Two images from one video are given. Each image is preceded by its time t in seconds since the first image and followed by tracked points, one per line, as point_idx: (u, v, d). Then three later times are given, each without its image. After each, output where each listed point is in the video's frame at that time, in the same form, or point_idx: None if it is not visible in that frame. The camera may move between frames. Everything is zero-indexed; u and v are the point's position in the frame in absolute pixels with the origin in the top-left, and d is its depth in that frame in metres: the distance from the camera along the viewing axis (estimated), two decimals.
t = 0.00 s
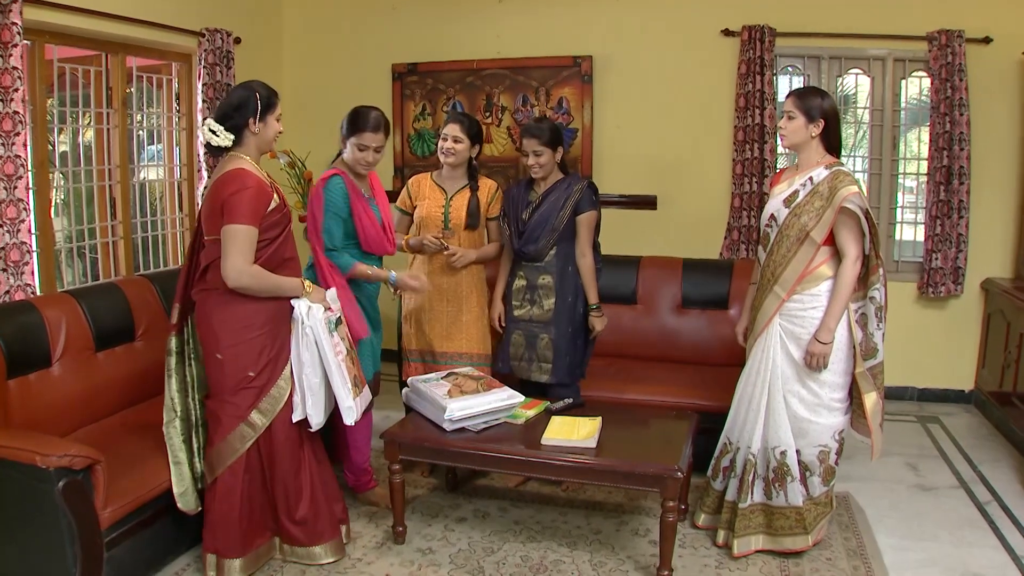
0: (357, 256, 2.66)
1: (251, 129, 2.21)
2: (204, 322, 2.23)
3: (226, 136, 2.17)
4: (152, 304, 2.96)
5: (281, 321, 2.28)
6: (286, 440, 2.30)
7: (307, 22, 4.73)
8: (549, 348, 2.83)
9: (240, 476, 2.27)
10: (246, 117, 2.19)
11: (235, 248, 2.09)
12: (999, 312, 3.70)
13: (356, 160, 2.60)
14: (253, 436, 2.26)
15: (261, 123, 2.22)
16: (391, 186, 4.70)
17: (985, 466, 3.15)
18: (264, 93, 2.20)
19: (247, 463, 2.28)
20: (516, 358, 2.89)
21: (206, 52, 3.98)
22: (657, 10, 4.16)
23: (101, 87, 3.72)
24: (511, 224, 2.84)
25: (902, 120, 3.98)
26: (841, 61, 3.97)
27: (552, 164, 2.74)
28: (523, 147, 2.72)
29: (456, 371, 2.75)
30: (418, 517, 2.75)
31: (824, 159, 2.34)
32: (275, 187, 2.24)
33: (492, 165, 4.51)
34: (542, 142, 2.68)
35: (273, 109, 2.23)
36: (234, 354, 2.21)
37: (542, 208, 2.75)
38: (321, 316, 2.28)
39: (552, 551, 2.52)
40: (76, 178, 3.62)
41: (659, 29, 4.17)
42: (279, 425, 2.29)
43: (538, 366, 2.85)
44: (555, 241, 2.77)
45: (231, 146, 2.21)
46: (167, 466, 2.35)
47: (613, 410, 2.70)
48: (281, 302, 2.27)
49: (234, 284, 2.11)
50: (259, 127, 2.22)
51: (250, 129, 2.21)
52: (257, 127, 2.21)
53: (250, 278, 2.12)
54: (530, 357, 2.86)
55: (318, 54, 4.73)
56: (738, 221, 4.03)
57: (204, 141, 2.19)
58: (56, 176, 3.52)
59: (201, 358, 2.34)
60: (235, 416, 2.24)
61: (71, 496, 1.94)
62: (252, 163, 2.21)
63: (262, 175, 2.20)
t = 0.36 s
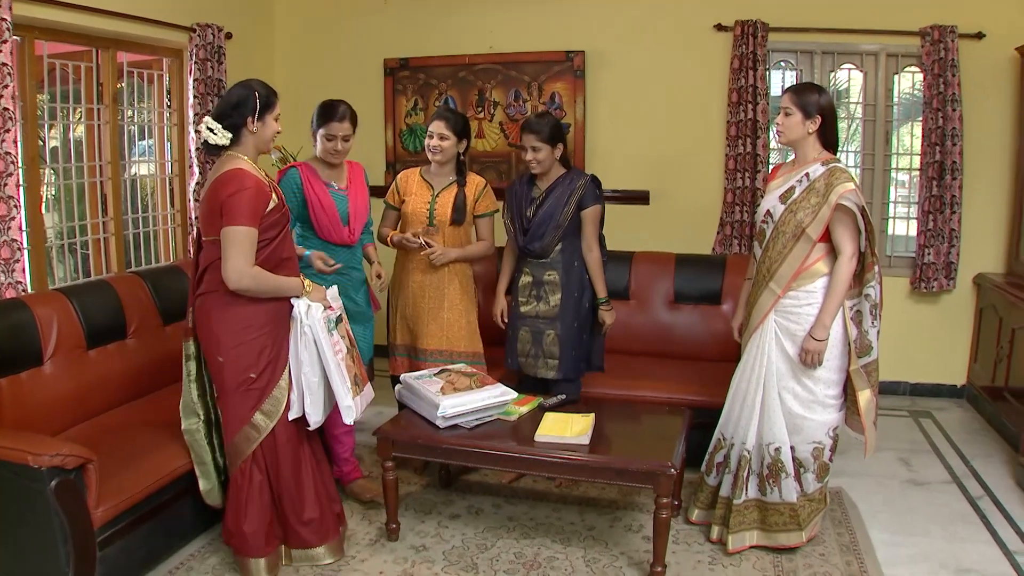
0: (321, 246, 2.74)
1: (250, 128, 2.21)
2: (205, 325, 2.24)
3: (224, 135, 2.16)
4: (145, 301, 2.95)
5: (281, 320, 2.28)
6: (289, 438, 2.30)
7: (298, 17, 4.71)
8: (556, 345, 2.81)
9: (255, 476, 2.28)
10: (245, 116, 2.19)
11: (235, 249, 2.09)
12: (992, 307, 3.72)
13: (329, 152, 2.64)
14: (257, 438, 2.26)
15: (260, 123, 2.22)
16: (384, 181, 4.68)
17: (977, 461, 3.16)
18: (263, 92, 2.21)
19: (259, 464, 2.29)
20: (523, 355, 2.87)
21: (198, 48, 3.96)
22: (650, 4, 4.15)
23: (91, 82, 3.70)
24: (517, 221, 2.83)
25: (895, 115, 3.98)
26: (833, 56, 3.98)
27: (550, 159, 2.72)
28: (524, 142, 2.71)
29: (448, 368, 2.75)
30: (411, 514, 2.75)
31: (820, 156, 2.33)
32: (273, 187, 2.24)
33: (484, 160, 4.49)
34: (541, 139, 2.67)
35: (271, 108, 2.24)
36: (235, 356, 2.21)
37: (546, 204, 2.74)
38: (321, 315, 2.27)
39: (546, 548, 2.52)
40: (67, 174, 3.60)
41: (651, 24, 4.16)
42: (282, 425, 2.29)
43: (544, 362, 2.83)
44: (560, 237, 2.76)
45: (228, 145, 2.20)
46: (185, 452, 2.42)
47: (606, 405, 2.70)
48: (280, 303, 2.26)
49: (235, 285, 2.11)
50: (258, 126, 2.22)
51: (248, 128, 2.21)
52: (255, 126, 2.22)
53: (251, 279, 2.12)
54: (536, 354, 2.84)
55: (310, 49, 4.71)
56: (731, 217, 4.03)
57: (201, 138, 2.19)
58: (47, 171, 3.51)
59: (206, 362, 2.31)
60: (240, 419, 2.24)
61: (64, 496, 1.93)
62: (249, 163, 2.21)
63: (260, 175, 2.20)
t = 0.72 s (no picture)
0: (301, 242, 2.70)
1: (251, 129, 2.22)
2: (198, 318, 2.25)
3: (225, 136, 2.18)
4: (139, 298, 2.94)
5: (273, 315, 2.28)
6: (280, 433, 2.30)
7: (292, 12, 4.69)
8: (559, 341, 2.82)
9: (248, 469, 2.29)
10: (245, 116, 2.19)
11: (225, 247, 2.10)
12: (986, 303, 3.73)
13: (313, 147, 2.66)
14: (248, 432, 2.26)
15: (259, 123, 2.23)
16: (378, 178, 4.67)
17: (971, 457, 3.17)
18: (264, 92, 2.21)
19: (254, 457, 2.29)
20: (527, 354, 2.88)
21: (191, 44, 3.94)
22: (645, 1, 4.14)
23: (85, 80, 3.68)
24: (521, 220, 2.82)
25: (889, 111, 3.99)
26: (829, 53, 3.97)
27: (553, 152, 2.69)
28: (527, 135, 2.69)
29: (443, 365, 2.75)
30: (407, 511, 2.75)
31: (817, 153, 2.33)
32: (266, 184, 2.24)
33: (478, 156, 4.48)
34: (545, 131, 2.66)
35: (271, 108, 2.25)
36: (227, 350, 2.22)
37: (550, 204, 2.72)
38: (312, 312, 2.27)
39: (542, 545, 2.52)
40: (60, 172, 3.59)
41: (646, 20, 4.16)
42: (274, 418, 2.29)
43: (549, 360, 2.85)
44: (565, 236, 2.76)
45: (228, 145, 2.21)
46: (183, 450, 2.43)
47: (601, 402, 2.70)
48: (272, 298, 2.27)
49: (224, 284, 2.12)
50: (258, 126, 2.23)
51: (249, 129, 2.22)
52: (256, 126, 2.23)
53: (241, 277, 2.13)
54: (541, 352, 2.85)
55: (304, 45, 4.69)
56: (726, 213, 4.03)
57: (200, 138, 2.19)
58: (40, 169, 3.49)
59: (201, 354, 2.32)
60: (232, 411, 2.25)
61: (58, 495, 1.92)
62: (245, 161, 2.21)
63: (253, 172, 2.20)
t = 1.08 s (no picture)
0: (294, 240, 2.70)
1: (249, 125, 2.22)
2: (186, 310, 2.28)
3: (222, 130, 2.18)
4: (135, 296, 2.94)
5: (262, 311, 2.30)
6: (265, 425, 2.34)
7: (288, 9, 4.67)
8: (558, 338, 2.82)
9: (232, 459, 2.33)
10: (243, 113, 2.20)
11: (214, 243, 2.12)
12: (983, 301, 3.73)
13: (301, 145, 2.64)
14: (231, 424, 2.30)
15: (258, 120, 2.23)
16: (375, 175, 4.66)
17: (968, 455, 3.18)
18: (263, 90, 2.21)
19: (236, 447, 2.33)
20: (525, 352, 2.88)
21: (187, 41, 3.93)
22: None
23: (80, 77, 3.67)
24: (524, 218, 2.83)
25: (887, 109, 3.99)
26: (826, 50, 3.97)
27: (557, 150, 2.69)
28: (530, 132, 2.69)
29: (440, 364, 2.75)
30: (404, 510, 2.74)
31: (815, 152, 2.33)
32: (261, 183, 2.25)
33: (475, 153, 4.47)
34: (550, 128, 2.65)
35: (271, 106, 2.24)
36: (214, 344, 2.26)
37: (552, 202, 2.72)
38: (301, 312, 2.28)
39: (540, 544, 2.52)
40: (56, 170, 3.58)
41: (644, 17, 4.15)
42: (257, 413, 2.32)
43: (548, 357, 2.85)
44: (567, 235, 2.75)
45: (226, 140, 2.22)
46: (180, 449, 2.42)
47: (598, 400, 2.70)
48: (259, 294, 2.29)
49: (212, 279, 2.15)
50: (256, 124, 2.23)
51: (247, 125, 2.22)
52: (254, 123, 2.23)
53: (230, 273, 2.15)
54: (540, 350, 2.86)
55: (300, 42, 4.68)
56: (723, 210, 4.03)
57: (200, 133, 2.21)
58: (35, 165, 3.48)
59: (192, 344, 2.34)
60: (217, 403, 2.29)
61: (56, 496, 1.92)
62: (243, 159, 2.23)
63: (248, 170, 2.21)
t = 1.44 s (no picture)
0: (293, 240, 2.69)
1: (236, 125, 2.22)
2: (179, 306, 2.29)
3: (212, 134, 2.19)
4: (132, 296, 2.93)
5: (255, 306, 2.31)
6: (256, 421, 2.35)
7: (284, 5, 4.65)
8: (555, 337, 2.82)
9: (224, 456, 2.34)
10: (230, 114, 2.20)
11: (209, 239, 2.13)
12: (980, 299, 3.74)
13: (301, 144, 2.63)
14: (224, 419, 2.31)
15: (245, 119, 2.22)
16: (372, 173, 4.65)
17: (965, 453, 3.18)
18: (247, 90, 2.20)
19: (228, 443, 2.34)
20: (523, 350, 2.88)
21: (183, 39, 3.91)
22: None
23: (77, 75, 3.66)
24: (524, 215, 2.84)
25: (884, 106, 3.99)
26: (823, 48, 3.96)
27: (557, 149, 2.68)
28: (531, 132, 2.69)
29: (438, 363, 2.74)
30: (402, 510, 2.74)
31: (811, 151, 2.33)
32: (254, 180, 2.25)
33: (472, 151, 4.46)
34: (551, 128, 2.65)
35: (256, 104, 2.23)
36: (206, 339, 2.26)
37: (552, 201, 2.72)
38: (298, 303, 2.28)
39: (537, 543, 2.52)
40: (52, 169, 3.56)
41: (641, 15, 4.14)
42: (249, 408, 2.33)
43: (545, 356, 2.85)
44: (565, 233, 2.75)
45: (217, 142, 2.22)
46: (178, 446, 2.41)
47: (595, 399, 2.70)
48: (251, 290, 2.29)
49: (210, 274, 2.15)
50: (244, 122, 2.23)
51: (236, 125, 2.22)
52: (241, 122, 2.22)
53: (227, 268, 2.16)
54: (537, 348, 2.86)
55: (297, 39, 4.66)
56: (721, 208, 4.03)
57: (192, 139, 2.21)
58: (32, 164, 3.47)
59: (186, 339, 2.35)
60: (208, 398, 2.30)
61: (53, 497, 1.92)
62: (235, 158, 2.23)
63: (241, 168, 2.22)
